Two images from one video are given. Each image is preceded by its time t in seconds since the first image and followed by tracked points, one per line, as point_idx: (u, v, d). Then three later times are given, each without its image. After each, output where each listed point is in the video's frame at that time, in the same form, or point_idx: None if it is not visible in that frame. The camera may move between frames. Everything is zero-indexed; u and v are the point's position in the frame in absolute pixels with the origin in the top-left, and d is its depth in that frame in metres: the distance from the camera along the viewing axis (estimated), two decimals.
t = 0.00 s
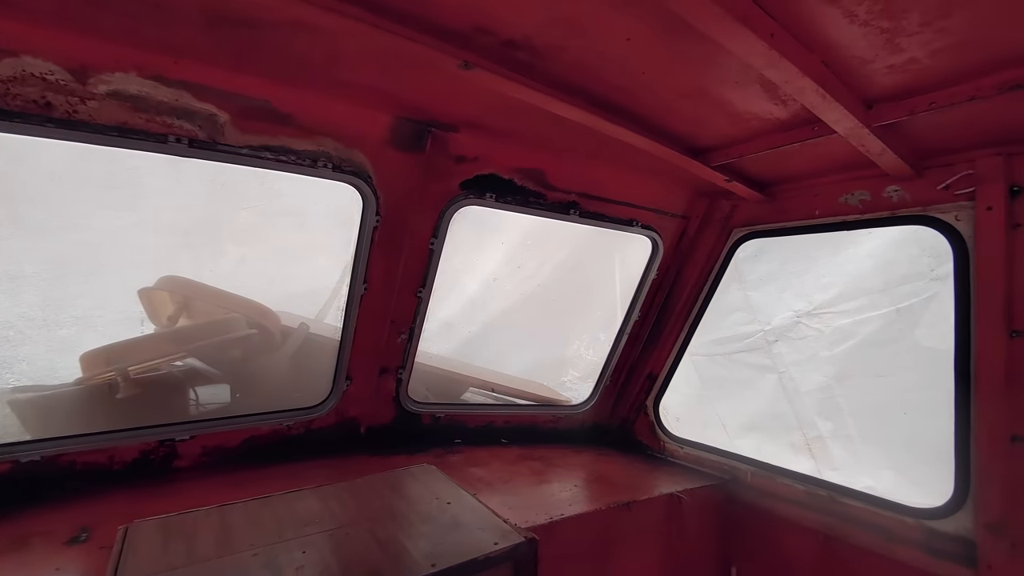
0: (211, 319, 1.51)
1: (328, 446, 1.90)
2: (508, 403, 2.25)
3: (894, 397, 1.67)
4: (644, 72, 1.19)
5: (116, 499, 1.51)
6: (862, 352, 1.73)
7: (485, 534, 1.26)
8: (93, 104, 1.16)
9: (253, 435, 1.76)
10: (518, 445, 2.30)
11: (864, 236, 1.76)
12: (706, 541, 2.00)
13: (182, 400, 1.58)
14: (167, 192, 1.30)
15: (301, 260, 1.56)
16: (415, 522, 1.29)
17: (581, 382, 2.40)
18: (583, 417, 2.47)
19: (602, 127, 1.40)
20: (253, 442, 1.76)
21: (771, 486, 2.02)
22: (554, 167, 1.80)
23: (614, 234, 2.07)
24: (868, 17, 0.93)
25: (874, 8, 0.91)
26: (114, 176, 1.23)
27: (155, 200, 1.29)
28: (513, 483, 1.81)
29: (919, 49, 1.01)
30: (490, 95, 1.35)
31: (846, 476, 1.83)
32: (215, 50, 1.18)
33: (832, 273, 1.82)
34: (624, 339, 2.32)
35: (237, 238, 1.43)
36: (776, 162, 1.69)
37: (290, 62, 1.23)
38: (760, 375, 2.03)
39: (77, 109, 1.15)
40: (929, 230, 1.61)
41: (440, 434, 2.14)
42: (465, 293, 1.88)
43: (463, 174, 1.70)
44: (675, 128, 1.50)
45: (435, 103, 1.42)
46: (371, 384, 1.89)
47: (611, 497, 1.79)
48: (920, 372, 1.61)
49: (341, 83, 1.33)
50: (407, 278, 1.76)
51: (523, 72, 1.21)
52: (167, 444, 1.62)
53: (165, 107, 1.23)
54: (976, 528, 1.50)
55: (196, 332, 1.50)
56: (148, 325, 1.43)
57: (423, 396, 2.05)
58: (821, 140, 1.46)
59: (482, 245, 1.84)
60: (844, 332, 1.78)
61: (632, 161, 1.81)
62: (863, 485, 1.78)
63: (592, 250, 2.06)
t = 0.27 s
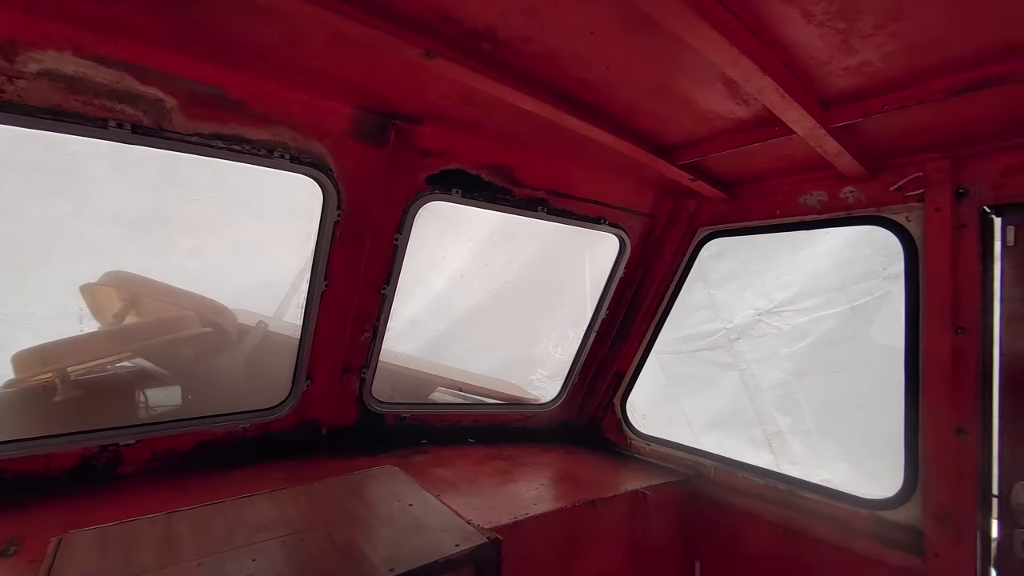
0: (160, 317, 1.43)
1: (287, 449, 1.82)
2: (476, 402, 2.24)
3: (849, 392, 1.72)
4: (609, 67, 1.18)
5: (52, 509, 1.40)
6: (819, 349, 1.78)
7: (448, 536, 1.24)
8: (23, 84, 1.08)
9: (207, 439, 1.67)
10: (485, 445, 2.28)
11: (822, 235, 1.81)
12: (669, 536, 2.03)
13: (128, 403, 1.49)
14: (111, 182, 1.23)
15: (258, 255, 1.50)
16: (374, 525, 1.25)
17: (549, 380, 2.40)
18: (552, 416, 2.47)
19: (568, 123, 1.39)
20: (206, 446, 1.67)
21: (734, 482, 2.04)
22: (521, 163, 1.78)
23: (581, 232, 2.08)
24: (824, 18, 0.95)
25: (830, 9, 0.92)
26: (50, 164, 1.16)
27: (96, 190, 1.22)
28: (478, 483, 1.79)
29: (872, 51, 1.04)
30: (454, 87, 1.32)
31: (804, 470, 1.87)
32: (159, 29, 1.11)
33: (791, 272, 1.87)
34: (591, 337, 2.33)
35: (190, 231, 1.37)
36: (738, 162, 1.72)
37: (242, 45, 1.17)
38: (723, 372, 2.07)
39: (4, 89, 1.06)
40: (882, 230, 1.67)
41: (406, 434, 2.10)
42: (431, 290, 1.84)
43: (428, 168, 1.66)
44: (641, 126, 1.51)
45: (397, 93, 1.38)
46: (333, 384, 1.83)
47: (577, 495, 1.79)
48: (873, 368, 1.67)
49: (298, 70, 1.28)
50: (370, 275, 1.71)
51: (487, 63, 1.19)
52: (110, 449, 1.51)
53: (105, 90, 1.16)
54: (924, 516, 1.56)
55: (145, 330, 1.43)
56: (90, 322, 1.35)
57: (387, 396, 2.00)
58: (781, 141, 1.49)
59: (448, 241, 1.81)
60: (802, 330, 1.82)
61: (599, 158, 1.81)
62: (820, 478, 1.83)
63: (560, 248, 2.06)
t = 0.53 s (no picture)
0: (105, 317, 1.35)
1: (246, 453, 1.74)
2: (443, 403, 2.21)
3: (806, 389, 1.78)
4: (574, 66, 1.18)
5: None
6: (778, 348, 1.83)
7: (410, 540, 1.21)
8: None
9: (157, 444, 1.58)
10: (452, 446, 2.25)
11: (781, 237, 1.87)
12: (635, 532, 2.05)
13: (70, 408, 1.40)
14: (51, 172, 1.15)
15: (213, 251, 1.44)
16: (333, 531, 1.21)
17: (517, 380, 2.39)
18: (520, 415, 2.47)
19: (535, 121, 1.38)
20: (156, 452, 1.58)
21: (697, 477, 2.08)
22: (489, 161, 1.76)
23: (550, 232, 2.08)
24: (782, 24, 0.97)
25: (787, 15, 0.94)
26: None
27: (33, 180, 1.14)
28: (443, 485, 1.77)
29: (827, 58, 1.07)
30: (418, 81, 1.29)
31: (763, 465, 1.92)
32: (100, 10, 1.04)
33: (752, 272, 1.92)
34: (559, 337, 2.33)
35: (140, 226, 1.29)
36: (702, 164, 1.75)
37: (193, 30, 1.11)
38: (687, 371, 2.11)
39: None
40: (837, 232, 1.73)
41: (371, 436, 2.05)
42: (396, 289, 1.81)
43: (394, 164, 1.62)
44: (607, 126, 1.51)
45: (360, 86, 1.34)
46: (294, 386, 1.77)
47: (543, 495, 1.79)
48: (828, 366, 1.73)
49: (254, 59, 1.22)
50: (332, 273, 1.65)
51: (452, 58, 1.17)
52: (49, 457, 1.41)
53: (39, 74, 1.08)
54: (873, 509, 1.62)
55: (89, 330, 1.34)
56: (29, 321, 1.25)
57: (351, 397, 1.95)
58: (743, 144, 1.52)
59: (414, 239, 1.78)
60: (762, 329, 1.87)
61: (567, 158, 1.81)
62: (778, 472, 1.88)
63: (528, 248, 2.05)
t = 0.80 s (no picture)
0: (46, 316, 1.27)
1: (202, 458, 1.67)
2: (410, 403, 2.19)
3: (764, 385, 1.84)
4: (539, 65, 1.18)
5: None
6: (739, 345, 1.89)
7: (372, 542, 1.18)
8: None
9: (104, 450, 1.50)
10: (419, 445, 2.23)
11: (741, 238, 1.93)
12: (601, 528, 2.08)
13: (7, 411, 1.32)
14: None
15: (166, 247, 1.38)
16: (291, 535, 1.18)
17: (485, 379, 2.39)
18: (488, 414, 2.46)
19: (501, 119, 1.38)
20: (103, 458, 1.50)
21: (660, 472, 2.13)
22: (456, 158, 1.75)
23: (518, 231, 2.08)
24: (739, 30, 0.99)
25: (744, 22, 0.97)
26: None
27: None
28: (408, 486, 1.75)
29: (783, 65, 1.11)
30: (382, 75, 1.27)
31: (724, 459, 1.97)
32: None
33: (714, 273, 1.97)
34: (527, 335, 2.34)
35: (87, 219, 1.23)
36: (667, 166, 1.78)
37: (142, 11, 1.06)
38: (652, 369, 2.15)
39: None
40: (793, 234, 1.80)
41: (335, 438, 2.00)
42: (361, 287, 1.77)
43: (359, 160, 1.59)
44: (574, 126, 1.52)
45: (323, 78, 1.31)
46: (253, 386, 1.71)
47: (509, 493, 1.79)
48: (784, 363, 1.79)
49: (209, 46, 1.18)
50: (294, 270, 1.60)
51: (416, 53, 1.15)
52: None
53: None
54: (824, 500, 1.70)
55: (27, 329, 1.26)
56: None
57: (314, 398, 1.91)
58: (705, 147, 1.56)
59: (380, 236, 1.75)
60: (724, 327, 1.92)
61: (534, 157, 1.81)
62: (737, 466, 1.93)
63: (496, 247, 2.05)
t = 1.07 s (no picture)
0: None
1: (146, 466, 1.60)
2: (369, 403, 2.17)
3: (715, 382, 1.91)
4: (494, 68, 1.20)
5: None
6: (692, 345, 1.96)
7: (322, 544, 1.17)
8: None
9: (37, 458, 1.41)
10: (378, 446, 2.22)
11: (694, 241, 2.00)
12: (559, 524, 2.12)
13: None
14: None
15: (108, 243, 1.32)
16: (237, 540, 1.15)
17: (446, 378, 2.40)
18: (449, 414, 2.46)
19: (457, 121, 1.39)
20: (36, 467, 1.41)
21: (617, 468, 2.18)
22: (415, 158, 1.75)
23: (479, 231, 2.10)
24: (684, 41, 1.04)
25: (687, 34, 1.01)
26: None
27: None
28: (364, 487, 1.73)
29: (726, 76, 1.16)
30: (336, 72, 1.26)
31: (677, 454, 2.04)
32: None
33: (669, 274, 2.04)
34: (488, 335, 2.35)
35: (21, 215, 1.17)
36: (623, 169, 1.83)
37: None
38: (611, 367, 2.20)
39: None
40: (741, 238, 1.88)
41: (290, 440, 1.96)
42: (318, 287, 1.74)
43: (314, 157, 1.56)
44: (531, 129, 1.54)
45: (274, 73, 1.28)
46: (203, 389, 1.64)
47: (467, 492, 1.80)
48: (733, 361, 1.87)
49: (152, 36, 1.13)
50: (246, 269, 1.56)
51: (370, 52, 1.15)
52: None
53: None
54: (768, 491, 1.78)
55: None
56: None
57: (269, 399, 1.86)
58: (658, 152, 1.61)
59: (337, 235, 1.72)
60: (678, 327, 1.99)
61: (493, 158, 1.83)
62: (690, 460, 2.00)
63: (456, 246, 2.06)
